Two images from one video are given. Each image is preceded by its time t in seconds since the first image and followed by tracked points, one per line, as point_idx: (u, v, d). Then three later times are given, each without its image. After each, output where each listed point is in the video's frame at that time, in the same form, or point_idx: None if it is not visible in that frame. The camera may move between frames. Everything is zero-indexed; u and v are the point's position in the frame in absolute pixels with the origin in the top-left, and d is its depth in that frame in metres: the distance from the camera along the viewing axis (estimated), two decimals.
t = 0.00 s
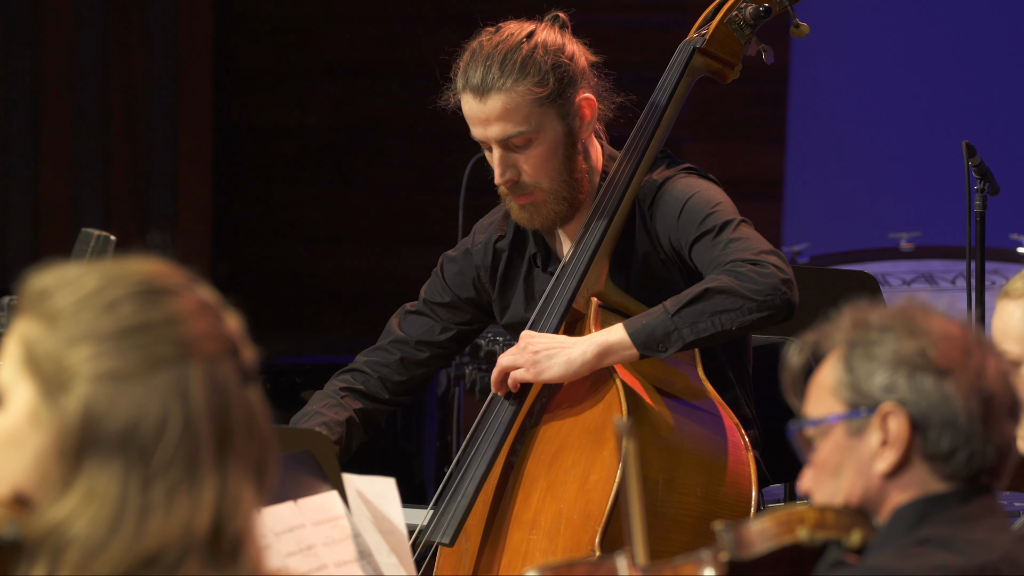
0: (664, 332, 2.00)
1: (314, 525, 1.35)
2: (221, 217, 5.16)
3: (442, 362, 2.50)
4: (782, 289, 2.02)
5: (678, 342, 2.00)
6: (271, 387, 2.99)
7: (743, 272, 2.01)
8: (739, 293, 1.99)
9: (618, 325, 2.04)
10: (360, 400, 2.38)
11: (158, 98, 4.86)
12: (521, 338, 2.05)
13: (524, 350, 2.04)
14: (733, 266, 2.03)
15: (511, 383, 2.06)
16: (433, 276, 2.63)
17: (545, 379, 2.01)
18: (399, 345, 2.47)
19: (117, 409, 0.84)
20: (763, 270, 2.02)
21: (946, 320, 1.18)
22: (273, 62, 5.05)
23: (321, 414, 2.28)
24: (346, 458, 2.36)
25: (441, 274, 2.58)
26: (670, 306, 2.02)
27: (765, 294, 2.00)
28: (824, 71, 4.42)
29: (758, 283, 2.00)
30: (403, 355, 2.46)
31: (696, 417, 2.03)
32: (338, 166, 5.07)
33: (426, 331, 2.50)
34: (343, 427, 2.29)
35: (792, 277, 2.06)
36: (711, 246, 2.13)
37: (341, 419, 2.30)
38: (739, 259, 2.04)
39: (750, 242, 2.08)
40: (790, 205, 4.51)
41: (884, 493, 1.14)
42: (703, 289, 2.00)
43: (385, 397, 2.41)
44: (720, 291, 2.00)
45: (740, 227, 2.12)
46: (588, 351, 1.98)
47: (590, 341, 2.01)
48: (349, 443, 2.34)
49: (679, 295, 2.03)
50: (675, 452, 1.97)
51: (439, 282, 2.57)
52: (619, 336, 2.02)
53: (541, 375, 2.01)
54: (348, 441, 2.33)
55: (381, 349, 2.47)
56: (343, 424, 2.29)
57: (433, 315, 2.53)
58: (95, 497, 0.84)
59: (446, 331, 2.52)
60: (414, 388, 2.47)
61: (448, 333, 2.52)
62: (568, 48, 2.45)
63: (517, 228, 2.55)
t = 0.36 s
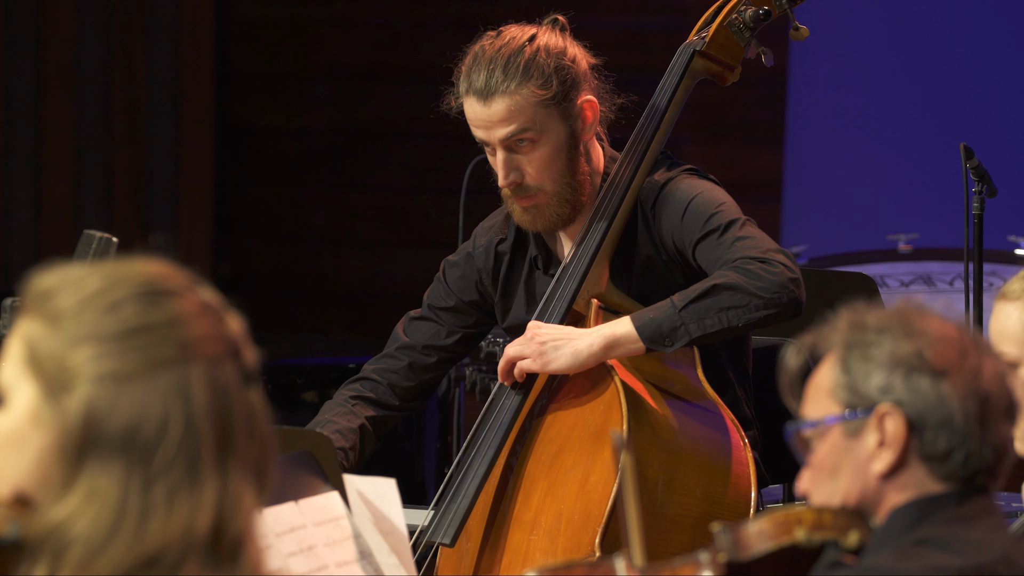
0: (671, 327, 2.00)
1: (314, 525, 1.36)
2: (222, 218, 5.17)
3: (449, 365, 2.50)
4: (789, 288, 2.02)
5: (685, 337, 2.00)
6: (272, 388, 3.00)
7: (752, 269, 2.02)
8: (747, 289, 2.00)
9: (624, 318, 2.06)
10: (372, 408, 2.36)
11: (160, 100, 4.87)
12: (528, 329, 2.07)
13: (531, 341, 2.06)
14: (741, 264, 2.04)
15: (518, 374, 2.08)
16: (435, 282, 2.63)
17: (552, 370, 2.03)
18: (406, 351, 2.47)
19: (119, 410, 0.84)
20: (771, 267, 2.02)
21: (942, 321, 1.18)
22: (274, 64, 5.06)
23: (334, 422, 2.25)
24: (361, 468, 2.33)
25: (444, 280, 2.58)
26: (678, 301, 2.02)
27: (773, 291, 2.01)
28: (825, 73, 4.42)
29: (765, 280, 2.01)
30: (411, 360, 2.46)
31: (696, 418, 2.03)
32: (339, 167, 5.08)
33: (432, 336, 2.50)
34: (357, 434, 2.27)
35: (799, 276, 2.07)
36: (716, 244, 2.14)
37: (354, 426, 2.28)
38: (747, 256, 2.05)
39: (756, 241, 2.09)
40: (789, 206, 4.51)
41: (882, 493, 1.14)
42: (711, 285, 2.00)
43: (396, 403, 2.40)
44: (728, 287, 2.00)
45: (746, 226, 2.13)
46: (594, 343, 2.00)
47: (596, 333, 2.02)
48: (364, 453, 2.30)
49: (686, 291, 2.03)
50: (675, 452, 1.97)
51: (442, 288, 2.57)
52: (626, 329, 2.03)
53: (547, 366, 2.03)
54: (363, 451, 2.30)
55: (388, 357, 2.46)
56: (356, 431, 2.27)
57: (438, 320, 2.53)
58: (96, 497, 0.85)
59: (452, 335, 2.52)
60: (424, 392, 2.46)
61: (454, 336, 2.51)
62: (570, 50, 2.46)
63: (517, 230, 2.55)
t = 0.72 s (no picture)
0: (676, 323, 2.01)
1: (315, 526, 1.37)
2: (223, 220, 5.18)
3: (457, 367, 2.50)
4: (794, 287, 2.03)
5: (689, 333, 2.01)
6: (273, 389, 3.00)
7: (758, 267, 2.02)
8: (752, 286, 2.00)
9: (629, 312, 2.06)
10: (383, 412, 2.37)
11: (161, 102, 4.88)
12: (533, 322, 2.08)
13: (537, 333, 2.06)
14: (746, 261, 2.04)
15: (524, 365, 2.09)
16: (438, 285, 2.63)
17: (557, 363, 2.03)
18: (414, 354, 2.47)
19: (116, 411, 0.85)
20: (776, 265, 2.03)
21: (941, 322, 1.19)
22: (275, 68, 5.07)
23: (347, 428, 2.26)
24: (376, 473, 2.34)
25: (446, 283, 2.59)
26: (683, 297, 2.02)
27: (778, 289, 2.01)
28: (824, 75, 4.43)
29: (770, 278, 2.01)
30: (419, 363, 2.46)
31: (694, 419, 2.03)
32: (339, 169, 5.08)
33: (439, 339, 2.50)
34: (370, 439, 2.28)
35: (804, 274, 2.07)
36: (720, 243, 2.14)
37: (366, 431, 2.29)
38: (752, 255, 2.05)
39: (761, 240, 2.09)
40: (787, 208, 4.53)
41: (880, 493, 1.15)
42: (716, 282, 2.01)
43: (406, 407, 2.40)
44: (733, 284, 2.00)
45: (750, 225, 2.13)
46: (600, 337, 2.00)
47: (601, 327, 2.02)
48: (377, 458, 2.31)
49: (692, 287, 2.03)
50: (674, 453, 1.98)
51: (445, 290, 2.57)
52: (631, 323, 2.03)
53: (553, 359, 2.03)
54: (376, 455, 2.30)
55: (396, 361, 2.46)
56: (369, 436, 2.28)
57: (443, 322, 2.53)
58: (93, 498, 0.85)
59: (458, 336, 2.52)
60: (435, 394, 2.46)
61: (460, 338, 2.51)
62: (578, 51, 2.47)
63: (519, 231, 2.56)
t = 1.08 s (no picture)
0: (683, 319, 2.01)
1: (316, 526, 1.37)
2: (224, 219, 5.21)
3: (464, 370, 2.50)
4: (802, 289, 2.03)
5: (696, 329, 2.01)
6: (273, 391, 3.00)
7: (767, 268, 2.02)
8: (761, 287, 2.01)
9: (637, 306, 2.06)
10: (394, 417, 2.37)
11: (163, 104, 4.89)
12: (541, 312, 2.08)
13: (544, 323, 2.07)
14: (755, 261, 2.05)
15: (531, 354, 2.10)
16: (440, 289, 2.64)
17: (564, 353, 2.04)
18: (421, 359, 2.47)
19: (114, 412, 0.85)
20: (784, 266, 2.03)
21: (939, 323, 1.19)
22: (276, 70, 5.07)
23: (361, 434, 2.27)
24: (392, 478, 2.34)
25: (449, 287, 2.59)
26: (691, 293, 2.02)
27: (786, 290, 2.01)
28: (824, 76, 4.43)
29: (779, 278, 2.01)
30: (427, 368, 2.46)
31: (693, 419, 2.03)
32: (339, 171, 5.09)
33: (445, 342, 2.50)
34: (384, 443, 2.28)
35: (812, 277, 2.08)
36: (725, 244, 2.14)
37: (381, 436, 2.29)
38: (760, 255, 2.06)
39: (767, 241, 2.09)
40: (786, 209, 4.54)
41: (878, 493, 1.15)
42: (726, 280, 2.01)
43: (417, 411, 2.40)
44: (742, 283, 2.01)
45: (756, 226, 2.13)
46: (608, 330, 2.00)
47: (609, 320, 2.03)
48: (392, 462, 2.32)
49: (700, 284, 2.03)
50: (673, 454, 1.98)
51: (448, 294, 2.58)
52: (638, 317, 2.03)
53: (559, 349, 2.04)
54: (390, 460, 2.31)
55: (404, 367, 2.46)
56: (383, 441, 2.29)
57: (447, 326, 2.53)
58: (91, 498, 0.86)
59: (464, 339, 2.52)
60: (443, 399, 2.46)
61: (465, 340, 2.51)
62: (576, 55, 2.47)
63: (519, 233, 2.57)
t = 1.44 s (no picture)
0: (686, 317, 2.02)
1: (317, 526, 1.38)
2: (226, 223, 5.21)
3: (468, 372, 2.51)
4: (807, 294, 2.03)
5: (699, 328, 2.02)
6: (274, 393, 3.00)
7: (773, 271, 2.03)
8: (767, 290, 2.01)
9: (640, 302, 2.07)
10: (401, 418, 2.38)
11: (164, 107, 4.90)
12: (543, 309, 2.09)
13: (547, 319, 2.07)
14: (761, 263, 2.05)
15: (536, 351, 2.11)
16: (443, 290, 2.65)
17: (568, 349, 2.04)
18: (425, 362, 2.48)
19: (116, 413, 0.86)
20: (791, 271, 2.04)
21: (937, 325, 1.20)
22: (276, 72, 5.08)
23: (374, 434, 2.28)
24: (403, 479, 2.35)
25: (451, 289, 2.60)
26: (696, 292, 2.03)
27: (791, 294, 2.02)
28: (823, 79, 4.44)
29: (785, 282, 2.02)
30: (432, 370, 2.46)
31: (693, 420, 2.04)
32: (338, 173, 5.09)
33: (448, 345, 2.50)
34: (397, 442, 2.30)
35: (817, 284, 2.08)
36: (728, 246, 2.15)
37: (393, 435, 2.31)
38: (767, 259, 2.06)
39: (773, 246, 2.09)
40: (785, 210, 4.55)
41: (876, 494, 1.16)
42: (732, 281, 2.02)
43: (423, 413, 2.41)
44: (747, 285, 2.01)
45: (760, 230, 2.14)
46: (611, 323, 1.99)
47: (611, 314, 2.03)
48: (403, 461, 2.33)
49: (706, 283, 2.04)
50: (672, 454, 1.98)
51: (450, 296, 2.59)
52: (642, 313, 2.04)
53: (563, 345, 2.04)
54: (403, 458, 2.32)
55: (408, 370, 2.47)
56: (396, 440, 2.30)
57: (450, 328, 2.54)
58: (94, 498, 0.86)
59: (467, 341, 2.53)
60: (447, 401, 2.47)
61: (469, 343, 2.52)
62: (570, 59, 2.47)
63: (522, 235, 2.57)
